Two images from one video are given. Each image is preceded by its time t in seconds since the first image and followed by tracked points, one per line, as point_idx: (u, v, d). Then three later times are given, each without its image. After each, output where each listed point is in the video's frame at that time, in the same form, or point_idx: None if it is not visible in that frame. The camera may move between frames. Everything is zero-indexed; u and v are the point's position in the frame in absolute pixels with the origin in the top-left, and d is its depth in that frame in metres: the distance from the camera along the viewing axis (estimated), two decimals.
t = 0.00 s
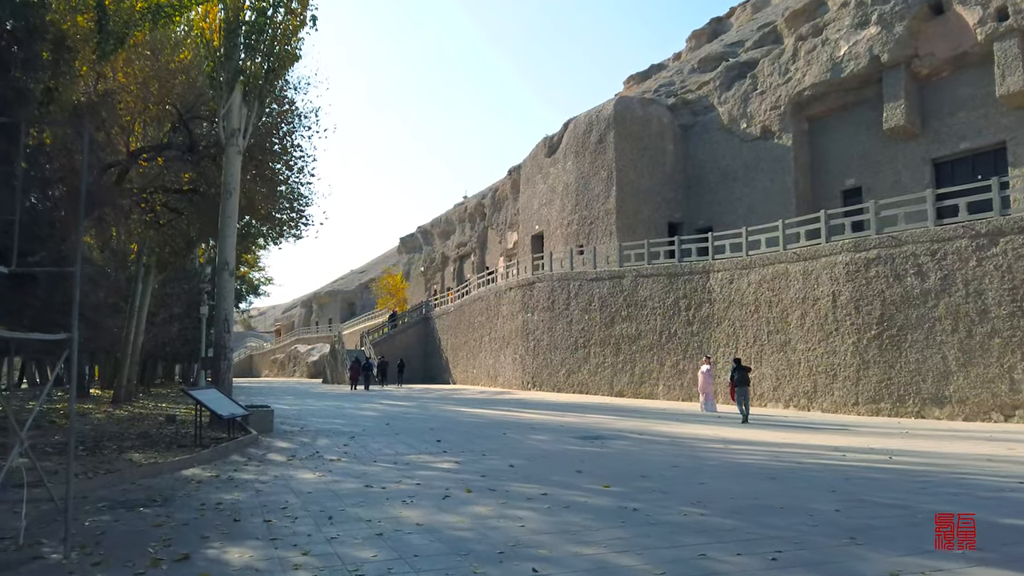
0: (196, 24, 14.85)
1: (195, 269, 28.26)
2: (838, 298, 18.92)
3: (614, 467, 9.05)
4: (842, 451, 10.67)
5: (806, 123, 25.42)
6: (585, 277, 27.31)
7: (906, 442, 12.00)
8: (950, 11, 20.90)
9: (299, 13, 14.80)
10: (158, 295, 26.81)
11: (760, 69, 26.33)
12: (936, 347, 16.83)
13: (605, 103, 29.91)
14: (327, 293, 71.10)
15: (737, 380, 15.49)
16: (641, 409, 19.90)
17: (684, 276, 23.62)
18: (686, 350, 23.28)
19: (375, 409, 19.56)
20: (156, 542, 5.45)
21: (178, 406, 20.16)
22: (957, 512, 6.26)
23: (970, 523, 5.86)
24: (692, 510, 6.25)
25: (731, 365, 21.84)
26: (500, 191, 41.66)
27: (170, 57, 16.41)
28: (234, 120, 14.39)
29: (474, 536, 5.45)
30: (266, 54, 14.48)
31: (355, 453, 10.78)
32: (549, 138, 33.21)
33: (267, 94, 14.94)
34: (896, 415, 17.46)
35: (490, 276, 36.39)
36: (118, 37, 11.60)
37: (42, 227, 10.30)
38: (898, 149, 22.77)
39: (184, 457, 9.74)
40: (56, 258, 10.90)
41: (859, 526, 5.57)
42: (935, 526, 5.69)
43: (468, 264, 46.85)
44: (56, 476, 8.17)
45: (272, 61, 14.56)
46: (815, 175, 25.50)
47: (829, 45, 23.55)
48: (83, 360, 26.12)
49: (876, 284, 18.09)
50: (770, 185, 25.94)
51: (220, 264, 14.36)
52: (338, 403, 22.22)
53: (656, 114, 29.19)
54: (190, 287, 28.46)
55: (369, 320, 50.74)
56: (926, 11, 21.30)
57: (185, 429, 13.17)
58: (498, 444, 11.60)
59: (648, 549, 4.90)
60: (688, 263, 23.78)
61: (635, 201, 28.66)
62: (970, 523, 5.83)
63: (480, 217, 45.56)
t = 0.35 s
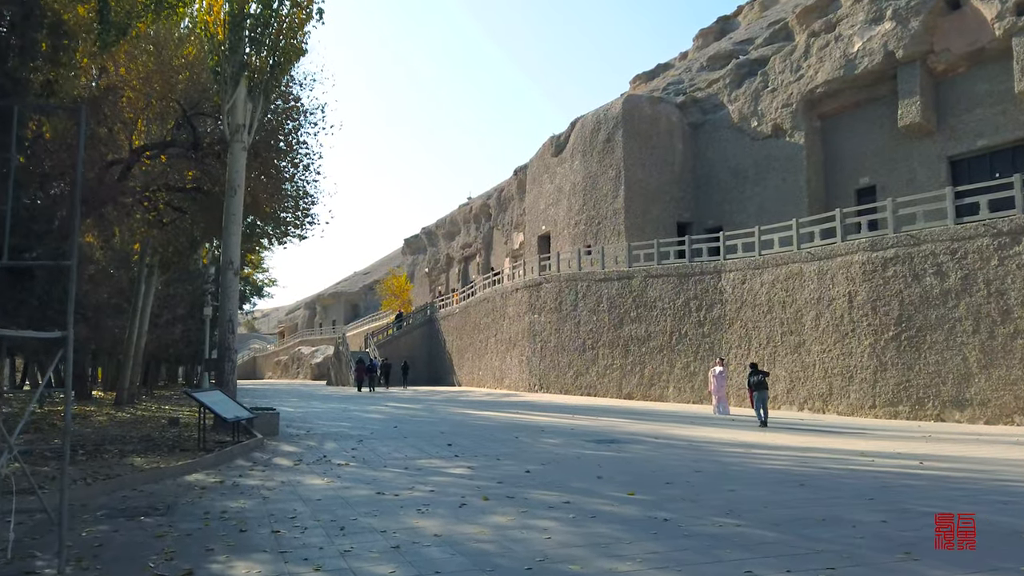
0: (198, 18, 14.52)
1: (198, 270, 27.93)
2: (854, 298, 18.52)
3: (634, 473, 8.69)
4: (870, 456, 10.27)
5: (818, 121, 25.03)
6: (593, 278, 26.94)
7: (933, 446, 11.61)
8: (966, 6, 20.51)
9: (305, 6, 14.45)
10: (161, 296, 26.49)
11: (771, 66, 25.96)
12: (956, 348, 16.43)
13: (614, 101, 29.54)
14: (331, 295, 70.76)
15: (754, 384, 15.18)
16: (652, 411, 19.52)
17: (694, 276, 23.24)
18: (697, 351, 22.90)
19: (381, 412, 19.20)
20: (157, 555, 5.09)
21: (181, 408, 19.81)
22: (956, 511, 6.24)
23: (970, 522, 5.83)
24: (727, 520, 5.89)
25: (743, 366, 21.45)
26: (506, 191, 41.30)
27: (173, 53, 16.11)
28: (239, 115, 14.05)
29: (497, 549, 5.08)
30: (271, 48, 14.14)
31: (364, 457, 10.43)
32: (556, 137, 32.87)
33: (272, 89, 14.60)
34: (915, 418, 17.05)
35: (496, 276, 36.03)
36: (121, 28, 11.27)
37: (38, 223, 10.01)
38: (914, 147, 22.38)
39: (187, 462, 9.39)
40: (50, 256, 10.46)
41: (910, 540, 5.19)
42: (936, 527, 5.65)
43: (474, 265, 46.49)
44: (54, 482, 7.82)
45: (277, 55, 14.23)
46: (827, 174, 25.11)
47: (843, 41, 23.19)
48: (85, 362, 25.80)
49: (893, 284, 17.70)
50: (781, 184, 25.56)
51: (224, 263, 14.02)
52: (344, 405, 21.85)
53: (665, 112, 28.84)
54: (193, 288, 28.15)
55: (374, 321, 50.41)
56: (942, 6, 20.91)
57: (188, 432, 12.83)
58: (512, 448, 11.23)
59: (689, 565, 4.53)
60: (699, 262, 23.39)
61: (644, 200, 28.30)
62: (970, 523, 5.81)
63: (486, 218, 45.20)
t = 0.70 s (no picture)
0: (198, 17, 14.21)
1: (198, 274, 27.58)
2: (865, 303, 18.18)
3: (651, 483, 8.36)
4: (892, 465, 9.94)
5: (825, 124, 24.73)
6: (597, 282, 26.60)
7: (955, 455, 11.27)
8: (977, 7, 20.24)
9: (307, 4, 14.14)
10: (160, 301, 26.12)
11: (778, 68, 25.68)
12: (971, 353, 16.07)
13: (618, 104, 29.25)
14: (331, 300, 70.39)
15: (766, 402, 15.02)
16: (660, 418, 19.15)
17: (701, 280, 22.90)
18: (703, 357, 22.55)
19: (383, 419, 18.82)
20: None
21: (180, 415, 19.44)
22: (981, 520, 6.19)
23: (969, 522, 6.12)
24: (757, 537, 5.54)
25: (752, 372, 21.10)
26: (508, 196, 40.98)
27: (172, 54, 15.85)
28: (239, 115, 13.72)
29: (516, 570, 4.73)
30: (273, 46, 13.83)
31: (368, 467, 10.08)
32: (559, 141, 32.57)
33: (274, 89, 14.28)
34: (929, 426, 16.68)
35: (498, 281, 35.68)
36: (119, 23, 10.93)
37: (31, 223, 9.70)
38: (923, 150, 22.09)
39: (184, 472, 9.03)
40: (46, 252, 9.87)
41: (957, 560, 4.87)
42: (936, 527, 5.94)
43: (475, 270, 46.16)
44: (44, 495, 7.45)
45: (278, 54, 13.92)
46: (835, 177, 24.79)
47: (851, 42, 22.92)
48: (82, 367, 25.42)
49: (906, 288, 17.35)
50: (788, 188, 25.24)
51: (224, 266, 13.68)
52: (345, 412, 21.48)
53: (669, 115, 28.55)
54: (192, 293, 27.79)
55: (374, 327, 50.02)
56: (952, 7, 20.63)
57: (186, 440, 12.47)
58: (520, 458, 10.88)
59: None
60: (706, 267, 23.06)
61: (649, 204, 27.97)
62: (969, 523, 6.09)
63: (487, 222, 44.87)
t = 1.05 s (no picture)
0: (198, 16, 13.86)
1: (196, 280, 27.19)
2: (878, 308, 17.81)
3: (671, 497, 7.96)
4: (919, 477, 9.55)
5: (833, 127, 24.39)
6: (601, 288, 26.22)
7: (980, 465, 10.89)
8: (989, 8, 19.92)
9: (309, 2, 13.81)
10: (159, 307, 25.73)
11: (785, 71, 25.38)
12: (989, 360, 15.70)
13: (622, 108, 28.94)
14: (331, 306, 70.00)
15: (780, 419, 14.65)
16: (668, 427, 18.74)
17: (708, 286, 22.51)
18: (711, 364, 22.16)
19: (385, 427, 18.40)
20: None
21: (177, 424, 19.00)
22: None
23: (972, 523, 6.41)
24: (798, 559, 5.16)
25: (761, 379, 20.70)
26: (510, 201, 40.64)
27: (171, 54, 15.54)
28: (239, 116, 13.36)
29: None
30: (274, 45, 13.49)
31: (373, 479, 9.66)
32: (561, 145, 32.23)
33: (275, 89, 13.95)
34: (945, 434, 16.30)
35: (500, 287, 35.32)
36: (116, 19, 10.56)
37: (20, 225, 9.50)
38: (934, 154, 21.76)
39: (181, 485, 8.61)
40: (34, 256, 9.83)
41: None
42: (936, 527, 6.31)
43: (477, 276, 45.78)
44: (32, 512, 7.03)
45: (280, 53, 13.57)
46: (844, 181, 24.45)
47: (859, 45, 22.61)
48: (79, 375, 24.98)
49: (920, 293, 16.99)
50: (796, 192, 24.90)
51: (223, 271, 13.28)
52: (347, 420, 21.06)
53: (674, 119, 28.24)
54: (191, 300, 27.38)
55: (375, 334, 49.61)
56: (963, 8, 20.31)
57: (183, 451, 12.05)
58: (530, 469, 10.47)
59: None
60: (713, 272, 22.68)
61: (653, 209, 27.62)
62: (969, 523, 6.42)
63: (489, 228, 44.52)
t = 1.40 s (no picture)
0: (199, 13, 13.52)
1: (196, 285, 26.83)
2: (892, 313, 17.44)
3: (693, 510, 7.57)
4: (947, 488, 9.18)
5: (842, 130, 24.07)
6: (606, 293, 25.85)
7: (1007, 474, 10.51)
8: (1002, 8, 19.61)
9: None
10: (157, 312, 25.37)
11: (792, 73, 25.09)
12: (1007, 367, 15.30)
13: (626, 111, 28.63)
14: (331, 312, 69.65)
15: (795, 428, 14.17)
16: (677, 434, 18.35)
17: (716, 291, 22.14)
18: (719, 370, 21.77)
19: (388, 435, 17.99)
20: None
21: (175, 431, 18.59)
22: None
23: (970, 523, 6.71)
24: None
25: (771, 386, 20.31)
26: (512, 206, 40.31)
27: (172, 52, 15.21)
28: (240, 115, 13.03)
29: None
30: (276, 43, 13.14)
31: (378, 489, 9.26)
32: (565, 149, 31.93)
33: (276, 87, 13.62)
34: (962, 442, 15.90)
35: (502, 293, 34.95)
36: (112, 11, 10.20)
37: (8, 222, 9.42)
38: (945, 157, 21.43)
39: (177, 497, 8.21)
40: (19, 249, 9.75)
41: None
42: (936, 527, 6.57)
43: (478, 281, 45.41)
44: (18, 525, 6.63)
45: (282, 50, 13.22)
46: (853, 185, 24.10)
47: (868, 46, 22.32)
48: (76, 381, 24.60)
49: (935, 298, 16.63)
50: (804, 196, 24.56)
51: (222, 274, 12.91)
52: (348, 427, 20.66)
53: (679, 122, 27.93)
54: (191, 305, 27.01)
55: (375, 340, 49.20)
56: (975, 8, 19.99)
57: (180, 459, 11.64)
58: (541, 479, 10.07)
59: None
60: (720, 277, 22.32)
61: (658, 213, 27.28)
62: (968, 522, 6.74)
63: (491, 233, 44.18)
